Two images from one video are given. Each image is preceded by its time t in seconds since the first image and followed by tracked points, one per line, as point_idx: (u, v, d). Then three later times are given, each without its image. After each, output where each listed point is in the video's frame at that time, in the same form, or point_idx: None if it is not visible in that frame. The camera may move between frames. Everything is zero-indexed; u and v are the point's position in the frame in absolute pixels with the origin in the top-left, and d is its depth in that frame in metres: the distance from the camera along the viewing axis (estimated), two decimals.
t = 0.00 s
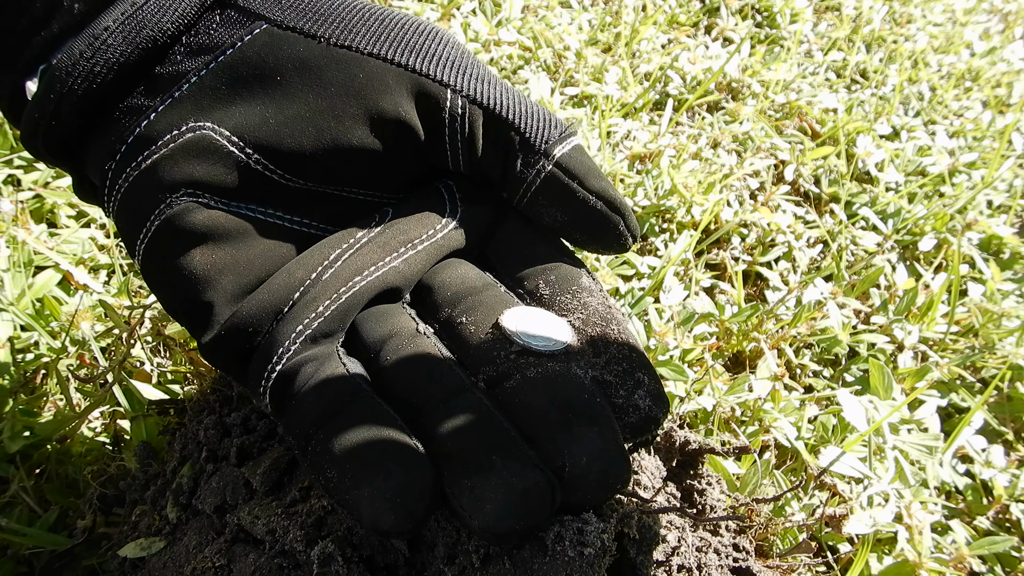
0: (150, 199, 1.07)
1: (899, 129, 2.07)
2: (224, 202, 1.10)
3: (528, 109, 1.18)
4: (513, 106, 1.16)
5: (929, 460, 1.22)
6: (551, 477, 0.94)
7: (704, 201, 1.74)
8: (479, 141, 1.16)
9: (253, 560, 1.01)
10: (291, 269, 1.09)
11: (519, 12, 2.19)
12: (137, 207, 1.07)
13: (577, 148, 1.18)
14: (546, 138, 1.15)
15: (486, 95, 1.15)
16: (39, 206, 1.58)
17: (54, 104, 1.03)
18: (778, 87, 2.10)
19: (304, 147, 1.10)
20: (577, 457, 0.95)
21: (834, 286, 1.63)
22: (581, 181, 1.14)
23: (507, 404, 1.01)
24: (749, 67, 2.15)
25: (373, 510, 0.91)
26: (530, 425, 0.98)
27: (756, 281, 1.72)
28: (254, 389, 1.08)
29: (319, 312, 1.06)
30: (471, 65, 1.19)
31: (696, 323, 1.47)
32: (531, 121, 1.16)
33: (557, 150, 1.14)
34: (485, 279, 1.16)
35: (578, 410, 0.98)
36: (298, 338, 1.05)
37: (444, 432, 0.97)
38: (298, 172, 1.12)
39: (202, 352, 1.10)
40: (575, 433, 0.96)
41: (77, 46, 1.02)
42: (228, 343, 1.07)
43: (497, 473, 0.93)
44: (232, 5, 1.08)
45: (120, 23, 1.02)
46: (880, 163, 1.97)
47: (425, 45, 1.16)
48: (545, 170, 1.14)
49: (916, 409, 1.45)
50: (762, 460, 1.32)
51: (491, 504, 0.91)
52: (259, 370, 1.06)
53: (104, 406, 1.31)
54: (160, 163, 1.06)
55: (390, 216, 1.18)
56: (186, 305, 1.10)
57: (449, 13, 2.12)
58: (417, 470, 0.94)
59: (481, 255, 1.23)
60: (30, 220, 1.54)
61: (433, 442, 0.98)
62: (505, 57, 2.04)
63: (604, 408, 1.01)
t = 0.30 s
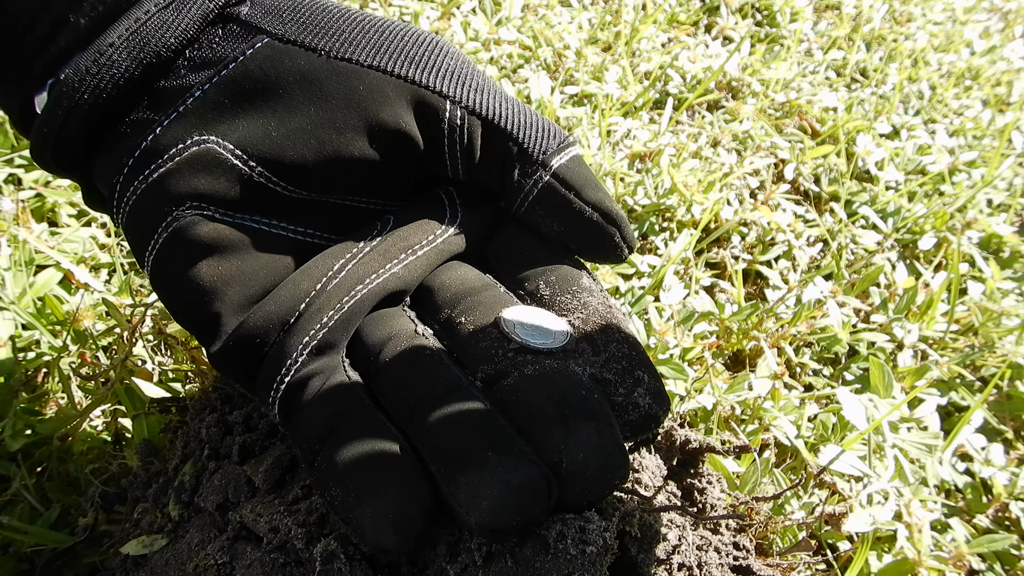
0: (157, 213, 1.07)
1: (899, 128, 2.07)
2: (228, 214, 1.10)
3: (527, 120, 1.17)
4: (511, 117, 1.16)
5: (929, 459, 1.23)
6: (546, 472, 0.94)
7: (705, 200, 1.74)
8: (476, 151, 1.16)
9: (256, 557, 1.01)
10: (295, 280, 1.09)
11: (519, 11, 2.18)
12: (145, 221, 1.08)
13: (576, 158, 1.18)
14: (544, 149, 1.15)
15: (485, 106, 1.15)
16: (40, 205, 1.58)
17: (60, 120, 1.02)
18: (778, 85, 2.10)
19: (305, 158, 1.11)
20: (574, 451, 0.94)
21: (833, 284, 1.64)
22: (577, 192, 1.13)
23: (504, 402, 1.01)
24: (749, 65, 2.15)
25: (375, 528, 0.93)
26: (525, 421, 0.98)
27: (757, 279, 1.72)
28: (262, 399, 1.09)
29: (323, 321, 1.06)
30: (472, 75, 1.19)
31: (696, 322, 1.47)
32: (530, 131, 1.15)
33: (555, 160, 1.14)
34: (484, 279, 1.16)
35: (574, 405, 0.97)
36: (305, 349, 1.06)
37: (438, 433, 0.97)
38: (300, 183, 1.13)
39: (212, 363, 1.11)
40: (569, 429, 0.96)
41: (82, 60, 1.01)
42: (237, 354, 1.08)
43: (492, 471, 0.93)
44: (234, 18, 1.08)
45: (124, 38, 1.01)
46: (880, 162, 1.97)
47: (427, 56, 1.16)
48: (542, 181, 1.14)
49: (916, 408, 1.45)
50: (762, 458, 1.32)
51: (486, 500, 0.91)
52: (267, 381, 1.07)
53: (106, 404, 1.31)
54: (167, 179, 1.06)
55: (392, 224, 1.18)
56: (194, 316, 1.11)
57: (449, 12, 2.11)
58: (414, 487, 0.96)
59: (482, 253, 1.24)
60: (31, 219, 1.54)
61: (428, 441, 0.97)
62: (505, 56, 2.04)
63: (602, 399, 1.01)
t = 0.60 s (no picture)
0: (159, 220, 1.07)
1: (899, 126, 2.07)
2: (228, 221, 1.10)
3: (526, 123, 1.17)
4: (510, 121, 1.16)
5: (929, 457, 1.24)
6: (546, 475, 0.94)
7: (705, 199, 1.74)
8: (475, 156, 1.16)
9: (257, 559, 1.02)
10: (295, 286, 1.10)
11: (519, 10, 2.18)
12: (147, 228, 1.08)
13: (575, 162, 1.18)
14: (543, 153, 1.15)
15: (483, 110, 1.15)
16: (40, 206, 1.58)
17: (64, 129, 1.03)
18: (778, 84, 2.10)
19: (304, 165, 1.11)
20: (573, 454, 0.95)
21: (833, 283, 1.64)
22: (575, 197, 1.14)
23: (503, 404, 1.01)
24: (749, 64, 2.14)
25: (376, 536, 0.93)
26: (525, 424, 0.98)
27: (757, 278, 1.72)
28: (264, 404, 1.09)
29: (323, 328, 1.07)
30: (471, 80, 1.19)
31: (696, 321, 1.47)
32: (529, 135, 1.16)
33: (554, 164, 1.15)
34: (484, 282, 1.16)
35: (573, 406, 0.98)
36: (305, 356, 1.06)
37: (437, 438, 0.97)
38: (300, 189, 1.13)
39: (214, 369, 1.11)
40: (568, 431, 0.96)
41: (83, 70, 1.01)
42: (239, 360, 1.09)
43: (492, 475, 0.92)
44: (234, 26, 1.08)
45: (125, 47, 1.02)
46: (880, 160, 1.97)
47: (426, 61, 1.16)
48: (540, 185, 1.14)
49: (917, 406, 1.46)
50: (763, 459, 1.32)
51: (486, 504, 0.91)
52: (268, 387, 1.07)
53: (107, 405, 1.32)
54: (168, 186, 1.06)
55: (391, 229, 1.19)
56: (197, 322, 1.12)
57: (448, 11, 2.11)
58: (414, 494, 0.96)
59: (482, 255, 1.24)
60: (32, 220, 1.54)
61: (428, 446, 0.97)
62: (505, 56, 2.04)
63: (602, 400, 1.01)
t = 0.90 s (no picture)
0: (159, 219, 1.08)
1: (900, 125, 2.07)
2: (227, 220, 1.10)
3: (525, 120, 1.17)
4: (508, 118, 1.16)
5: (929, 455, 1.24)
6: (544, 473, 0.94)
7: (705, 198, 1.74)
8: (474, 153, 1.16)
9: (258, 557, 1.02)
10: (295, 285, 1.10)
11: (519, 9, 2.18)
12: (147, 227, 1.08)
13: (574, 158, 1.18)
14: (541, 149, 1.15)
15: (482, 107, 1.15)
16: (42, 205, 1.59)
17: (64, 129, 1.03)
18: (779, 83, 2.09)
19: (302, 163, 1.11)
20: (571, 452, 0.95)
21: (834, 281, 1.63)
22: (574, 194, 1.14)
23: (501, 402, 1.01)
24: (750, 63, 2.14)
25: (375, 535, 0.94)
26: (523, 422, 0.98)
27: (758, 277, 1.72)
28: (264, 402, 1.10)
29: (322, 326, 1.07)
30: (470, 77, 1.19)
31: (697, 320, 1.47)
32: (528, 132, 1.16)
33: (553, 161, 1.14)
34: (483, 280, 1.16)
35: (573, 404, 0.98)
36: (305, 354, 1.06)
37: (436, 436, 0.97)
38: (299, 188, 1.13)
39: (215, 368, 1.11)
40: (567, 429, 0.96)
41: (83, 69, 1.02)
42: (239, 357, 1.08)
43: (491, 473, 0.92)
44: (233, 25, 1.08)
45: (125, 47, 1.02)
46: (881, 159, 1.97)
47: (424, 59, 1.16)
48: (539, 182, 1.14)
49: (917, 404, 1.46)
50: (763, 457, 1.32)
51: (485, 501, 0.91)
52: (268, 385, 1.07)
53: (107, 404, 1.32)
54: (168, 185, 1.06)
55: (391, 228, 1.19)
56: (196, 321, 1.12)
57: (449, 11, 2.12)
58: (413, 492, 0.96)
59: (481, 253, 1.24)
60: (33, 219, 1.54)
61: (427, 443, 0.97)
62: (505, 54, 2.04)
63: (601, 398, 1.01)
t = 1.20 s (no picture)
0: (158, 220, 1.08)
1: (901, 123, 2.07)
2: (225, 220, 1.10)
3: (523, 116, 1.17)
4: (506, 114, 1.16)
5: (931, 454, 1.24)
6: (546, 472, 0.95)
7: (706, 196, 1.74)
8: (472, 150, 1.16)
9: (262, 557, 1.02)
10: (294, 286, 1.10)
11: (520, 8, 2.18)
12: (146, 229, 1.09)
13: (573, 153, 1.17)
14: (539, 145, 1.14)
15: (479, 103, 1.15)
16: (43, 205, 1.59)
17: (62, 131, 1.04)
18: (780, 81, 2.09)
19: (300, 162, 1.11)
20: (573, 452, 0.95)
21: (836, 280, 1.63)
22: (574, 188, 1.13)
23: (502, 403, 1.01)
24: (751, 61, 2.14)
25: (377, 536, 0.94)
26: (523, 422, 0.98)
27: (759, 276, 1.72)
28: (265, 404, 1.10)
29: (322, 329, 1.07)
30: (468, 74, 1.19)
31: (699, 320, 1.47)
32: (526, 128, 1.15)
33: (551, 156, 1.14)
34: (483, 279, 1.16)
35: (575, 404, 0.97)
36: (305, 356, 1.07)
37: (436, 436, 0.97)
38: (297, 187, 1.13)
39: (215, 369, 1.11)
40: (568, 429, 0.96)
41: (80, 71, 1.02)
42: (240, 359, 1.09)
43: (492, 473, 0.93)
44: (229, 26, 1.08)
45: (120, 48, 1.02)
46: (882, 157, 1.96)
47: (421, 55, 1.15)
48: (537, 178, 1.13)
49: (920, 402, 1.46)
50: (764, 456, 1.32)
51: (486, 501, 0.91)
52: (269, 387, 1.08)
53: (111, 404, 1.32)
54: (167, 186, 1.07)
55: (390, 228, 1.19)
56: (196, 322, 1.12)
57: (449, 10, 2.12)
58: (414, 493, 0.96)
59: (482, 252, 1.24)
60: (34, 219, 1.54)
61: (428, 444, 0.97)
62: (506, 54, 2.04)
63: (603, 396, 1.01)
